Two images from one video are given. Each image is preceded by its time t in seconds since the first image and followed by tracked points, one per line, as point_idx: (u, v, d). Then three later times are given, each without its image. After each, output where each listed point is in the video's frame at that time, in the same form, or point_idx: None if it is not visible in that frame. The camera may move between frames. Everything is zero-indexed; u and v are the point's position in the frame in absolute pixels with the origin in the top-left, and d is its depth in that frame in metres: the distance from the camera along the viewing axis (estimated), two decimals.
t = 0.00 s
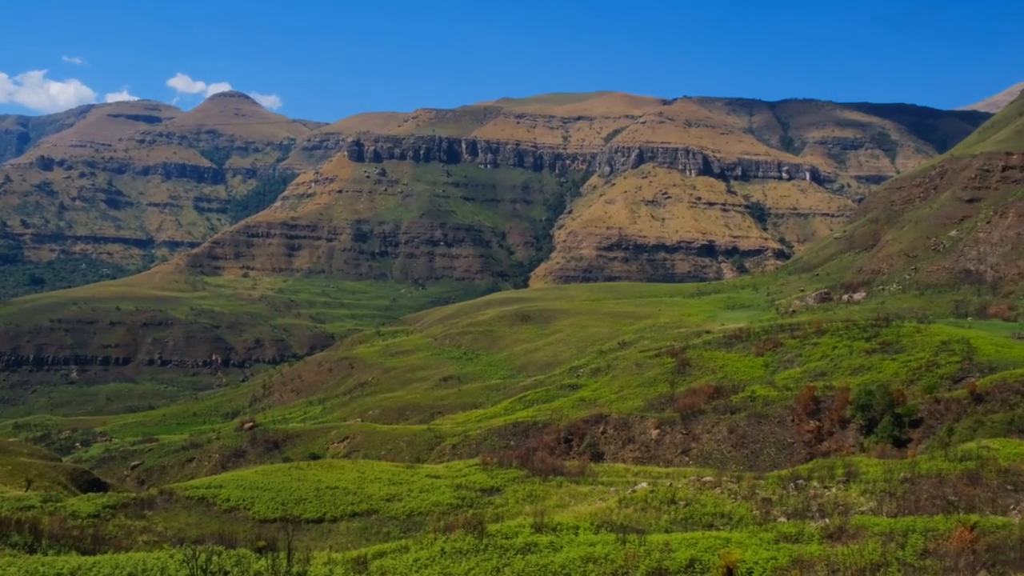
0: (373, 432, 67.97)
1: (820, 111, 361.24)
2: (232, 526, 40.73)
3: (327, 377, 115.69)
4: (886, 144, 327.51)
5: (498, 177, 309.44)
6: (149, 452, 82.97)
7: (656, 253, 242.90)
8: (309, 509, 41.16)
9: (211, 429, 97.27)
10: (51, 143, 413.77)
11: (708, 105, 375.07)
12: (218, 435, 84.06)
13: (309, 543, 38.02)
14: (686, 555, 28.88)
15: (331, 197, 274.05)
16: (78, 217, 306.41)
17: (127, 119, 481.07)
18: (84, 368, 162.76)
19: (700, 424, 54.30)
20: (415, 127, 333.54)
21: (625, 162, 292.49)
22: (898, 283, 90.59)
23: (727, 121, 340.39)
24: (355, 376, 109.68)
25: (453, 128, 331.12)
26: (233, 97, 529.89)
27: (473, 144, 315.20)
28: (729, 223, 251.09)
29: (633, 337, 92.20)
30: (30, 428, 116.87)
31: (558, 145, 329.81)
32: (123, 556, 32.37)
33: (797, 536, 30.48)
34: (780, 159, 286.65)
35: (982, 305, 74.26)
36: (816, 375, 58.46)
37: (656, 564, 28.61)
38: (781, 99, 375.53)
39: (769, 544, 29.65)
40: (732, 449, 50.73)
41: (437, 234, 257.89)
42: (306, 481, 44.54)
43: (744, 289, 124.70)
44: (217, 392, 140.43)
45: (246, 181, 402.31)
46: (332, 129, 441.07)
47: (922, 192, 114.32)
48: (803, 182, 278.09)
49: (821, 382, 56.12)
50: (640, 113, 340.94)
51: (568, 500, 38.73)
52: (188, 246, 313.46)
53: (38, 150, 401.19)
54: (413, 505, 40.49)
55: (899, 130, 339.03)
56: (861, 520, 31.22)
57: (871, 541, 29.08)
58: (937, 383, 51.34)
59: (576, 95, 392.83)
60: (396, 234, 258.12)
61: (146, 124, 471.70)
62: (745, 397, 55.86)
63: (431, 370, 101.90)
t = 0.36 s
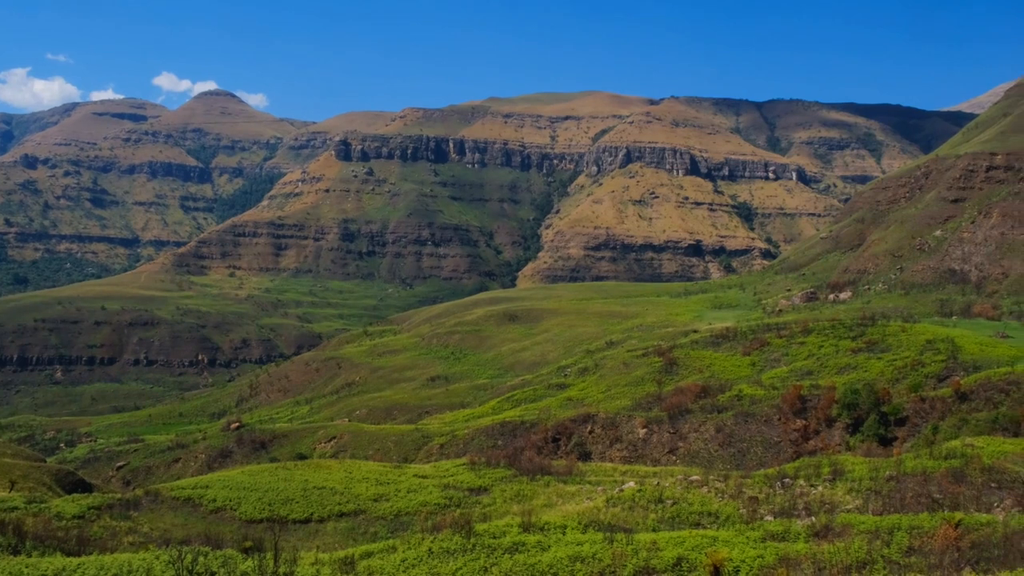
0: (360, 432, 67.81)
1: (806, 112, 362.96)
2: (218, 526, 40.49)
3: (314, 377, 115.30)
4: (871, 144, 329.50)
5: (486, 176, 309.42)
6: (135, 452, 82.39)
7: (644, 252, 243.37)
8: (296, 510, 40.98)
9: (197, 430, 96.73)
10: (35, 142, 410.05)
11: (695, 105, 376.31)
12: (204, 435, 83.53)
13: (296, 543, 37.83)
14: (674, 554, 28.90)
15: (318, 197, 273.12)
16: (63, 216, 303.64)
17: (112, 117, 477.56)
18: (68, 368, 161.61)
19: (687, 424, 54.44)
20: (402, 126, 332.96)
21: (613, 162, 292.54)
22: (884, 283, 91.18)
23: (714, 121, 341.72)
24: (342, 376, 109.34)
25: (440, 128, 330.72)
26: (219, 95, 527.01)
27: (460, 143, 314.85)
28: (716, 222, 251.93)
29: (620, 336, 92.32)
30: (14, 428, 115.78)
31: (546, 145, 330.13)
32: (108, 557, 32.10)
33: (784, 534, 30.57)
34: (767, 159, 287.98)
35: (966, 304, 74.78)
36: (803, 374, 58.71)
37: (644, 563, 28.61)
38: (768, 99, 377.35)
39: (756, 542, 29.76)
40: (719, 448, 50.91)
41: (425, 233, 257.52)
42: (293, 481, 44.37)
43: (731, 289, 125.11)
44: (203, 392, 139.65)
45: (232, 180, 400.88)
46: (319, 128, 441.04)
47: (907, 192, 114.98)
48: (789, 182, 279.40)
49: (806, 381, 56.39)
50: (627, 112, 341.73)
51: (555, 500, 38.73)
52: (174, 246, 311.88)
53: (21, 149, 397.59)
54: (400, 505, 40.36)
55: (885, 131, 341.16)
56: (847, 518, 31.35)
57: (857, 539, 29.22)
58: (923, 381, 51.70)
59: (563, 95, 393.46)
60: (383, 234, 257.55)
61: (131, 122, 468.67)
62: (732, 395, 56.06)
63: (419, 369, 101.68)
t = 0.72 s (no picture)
0: (345, 431, 67.66)
1: (790, 112, 365.12)
2: (203, 527, 40.23)
3: (299, 377, 114.84)
4: (855, 144, 331.75)
5: (472, 176, 309.41)
6: (118, 453, 81.71)
7: (629, 252, 243.93)
8: (281, 510, 40.79)
9: (181, 430, 96.25)
10: (17, 140, 405.89)
11: (680, 104, 377.85)
12: (188, 436, 82.97)
13: (281, 543, 37.61)
14: (659, 553, 29.00)
15: (303, 196, 272.10)
16: (45, 215, 300.62)
17: (95, 115, 473.90)
18: (51, 369, 160.20)
19: (673, 423, 54.60)
20: (388, 125, 332.42)
21: (599, 161, 292.98)
22: (868, 282, 91.82)
23: (699, 121, 343.17)
24: (328, 376, 108.94)
25: (426, 127, 330.40)
26: (203, 93, 524.07)
27: (446, 143, 314.62)
28: (701, 222, 252.94)
29: (606, 335, 92.43)
30: None
31: (532, 144, 330.54)
32: (92, 558, 31.83)
33: (769, 532, 30.73)
34: (752, 159, 289.53)
35: (948, 304, 75.38)
36: (787, 373, 58.99)
37: (630, 562, 28.66)
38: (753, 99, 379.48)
39: (740, 540, 29.90)
40: (705, 447, 51.09)
41: (411, 233, 257.16)
42: (278, 482, 44.15)
43: (716, 288, 125.58)
44: (187, 393, 138.77)
45: (217, 179, 399.12)
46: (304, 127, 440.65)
47: (890, 193, 115.83)
48: (774, 182, 280.99)
49: (791, 380, 56.66)
50: (613, 112, 342.65)
51: (541, 499, 38.76)
52: (158, 245, 310.05)
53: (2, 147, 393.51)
54: (386, 505, 40.27)
55: (868, 131, 343.71)
56: (832, 516, 31.53)
57: (842, 537, 29.38)
58: (906, 380, 52.12)
59: (549, 95, 394.01)
60: (369, 233, 256.81)
61: (114, 120, 465.29)
62: (717, 394, 56.31)
63: (404, 369, 101.48)
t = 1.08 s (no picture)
0: (335, 432, 67.50)
1: (779, 112, 366.65)
2: (191, 528, 40.06)
3: (288, 377, 114.50)
4: (843, 145, 333.32)
5: (462, 176, 309.27)
6: (105, 454, 81.17)
7: (619, 252, 244.19)
8: (270, 511, 40.64)
9: (169, 431, 95.72)
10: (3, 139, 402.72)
11: (670, 104, 378.93)
12: (176, 436, 82.54)
13: (270, 544, 37.45)
14: (648, 552, 29.04)
15: (292, 195, 271.27)
16: (31, 214, 298.24)
17: (82, 114, 471.10)
18: (37, 369, 158.99)
19: (662, 422, 54.72)
20: (378, 125, 331.95)
21: (588, 162, 293.09)
22: (856, 282, 92.28)
23: (688, 121, 344.15)
24: (317, 376, 108.60)
25: (416, 126, 329.94)
26: (192, 92, 521.94)
27: (436, 142, 314.27)
28: (690, 222, 253.59)
29: (596, 335, 92.46)
30: None
31: (521, 144, 330.82)
32: (79, 560, 31.61)
33: (758, 532, 30.80)
34: (741, 160, 290.58)
35: (936, 304, 75.80)
36: (776, 373, 59.18)
37: (619, 561, 28.69)
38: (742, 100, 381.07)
39: (729, 540, 29.95)
40: (694, 447, 51.20)
41: (400, 233, 256.91)
42: (267, 482, 43.97)
43: (705, 288, 125.96)
44: (175, 393, 138.01)
45: (205, 178, 397.93)
46: (293, 126, 442.66)
47: (878, 193, 116.44)
48: (763, 182, 281.99)
49: (780, 380, 56.86)
50: (602, 112, 343.29)
51: (531, 499, 38.75)
52: (146, 245, 308.61)
53: None
54: (375, 506, 40.14)
55: (856, 132, 345.58)
56: (820, 515, 31.68)
57: (830, 536, 29.50)
58: (893, 379, 52.43)
59: (538, 95, 394.67)
60: (358, 233, 256.20)
61: (102, 119, 462.84)
62: (706, 394, 56.47)
63: (394, 369, 101.34)
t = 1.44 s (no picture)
0: (321, 432, 67.26)
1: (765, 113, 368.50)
2: (175, 529, 39.81)
3: (273, 377, 114.02)
4: (828, 145, 335.41)
5: (448, 176, 308.99)
6: (89, 455, 80.50)
7: (606, 252, 244.43)
8: (255, 512, 40.42)
9: (154, 431, 94.96)
10: None
11: (656, 105, 380.19)
12: (161, 437, 81.97)
13: (255, 545, 37.26)
14: (635, 552, 29.06)
15: (278, 195, 270.15)
16: (13, 213, 295.37)
17: (65, 113, 467.24)
18: (19, 370, 157.45)
19: (649, 422, 54.81)
20: (364, 125, 331.24)
21: (575, 162, 293.37)
22: (840, 283, 92.88)
23: (674, 121, 345.48)
24: (303, 377, 108.19)
25: (402, 126, 329.40)
26: (176, 92, 518.83)
27: (422, 142, 313.73)
28: (676, 223, 254.49)
29: (582, 335, 92.59)
30: None
31: (508, 144, 331.04)
32: (61, 561, 31.33)
33: (743, 531, 30.92)
34: (727, 160, 291.90)
35: (919, 304, 76.36)
36: (762, 373, 59.45)
37: (606, 561, 28.71)
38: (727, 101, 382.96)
39: (715, 539, 30.01)
40: (681, 446, 51.34)
41: (387, 233, 256.36)
42: (253, 483, 43.73)
43: (691, 288, 126.40)
44: (160, 393, 137.05)
45: (190, 178, 395.84)
46: (279, 125, 441.16)
47: (863, 193, 117.21)
48: (749, 183, 283.36)
49: (766, 379, 57.09)
50: (589, 113, 344.00)
51: (518, 499, 38.72)
52: (130, 244, 306.52)
53: None
54: (361, 506, 40.02)
55: (841, 133, 347.93)
56: (805, 514, 31.83)
57: (816, 534, 29.67)
58: (878, 379, 52.80)
59: (525, 95, 394.89)
60: (345, 233, 255.45)
61: (85, 118, 459.30)
62: (693, 394, 56.66)
63: (381, 369, 101.12)
